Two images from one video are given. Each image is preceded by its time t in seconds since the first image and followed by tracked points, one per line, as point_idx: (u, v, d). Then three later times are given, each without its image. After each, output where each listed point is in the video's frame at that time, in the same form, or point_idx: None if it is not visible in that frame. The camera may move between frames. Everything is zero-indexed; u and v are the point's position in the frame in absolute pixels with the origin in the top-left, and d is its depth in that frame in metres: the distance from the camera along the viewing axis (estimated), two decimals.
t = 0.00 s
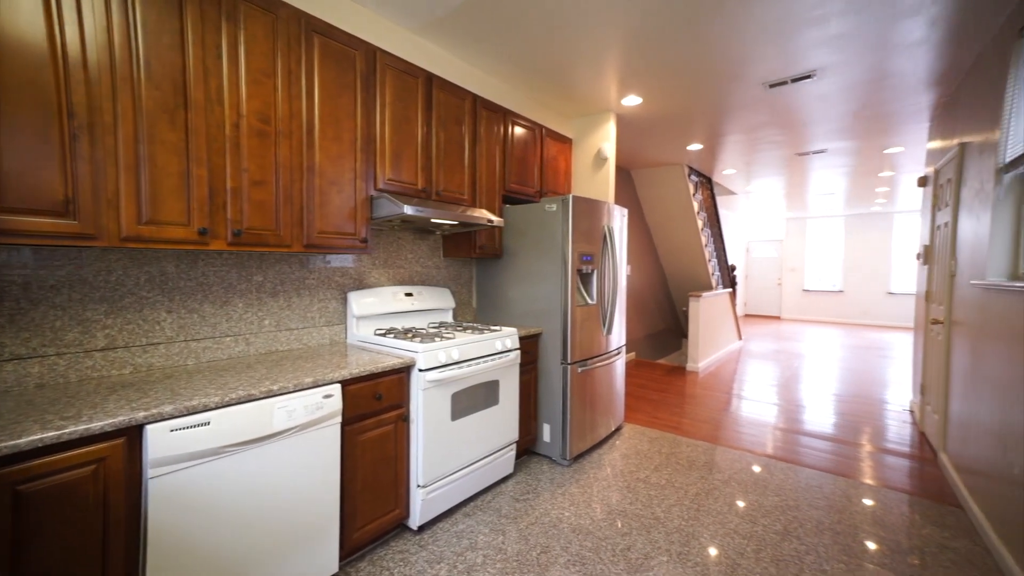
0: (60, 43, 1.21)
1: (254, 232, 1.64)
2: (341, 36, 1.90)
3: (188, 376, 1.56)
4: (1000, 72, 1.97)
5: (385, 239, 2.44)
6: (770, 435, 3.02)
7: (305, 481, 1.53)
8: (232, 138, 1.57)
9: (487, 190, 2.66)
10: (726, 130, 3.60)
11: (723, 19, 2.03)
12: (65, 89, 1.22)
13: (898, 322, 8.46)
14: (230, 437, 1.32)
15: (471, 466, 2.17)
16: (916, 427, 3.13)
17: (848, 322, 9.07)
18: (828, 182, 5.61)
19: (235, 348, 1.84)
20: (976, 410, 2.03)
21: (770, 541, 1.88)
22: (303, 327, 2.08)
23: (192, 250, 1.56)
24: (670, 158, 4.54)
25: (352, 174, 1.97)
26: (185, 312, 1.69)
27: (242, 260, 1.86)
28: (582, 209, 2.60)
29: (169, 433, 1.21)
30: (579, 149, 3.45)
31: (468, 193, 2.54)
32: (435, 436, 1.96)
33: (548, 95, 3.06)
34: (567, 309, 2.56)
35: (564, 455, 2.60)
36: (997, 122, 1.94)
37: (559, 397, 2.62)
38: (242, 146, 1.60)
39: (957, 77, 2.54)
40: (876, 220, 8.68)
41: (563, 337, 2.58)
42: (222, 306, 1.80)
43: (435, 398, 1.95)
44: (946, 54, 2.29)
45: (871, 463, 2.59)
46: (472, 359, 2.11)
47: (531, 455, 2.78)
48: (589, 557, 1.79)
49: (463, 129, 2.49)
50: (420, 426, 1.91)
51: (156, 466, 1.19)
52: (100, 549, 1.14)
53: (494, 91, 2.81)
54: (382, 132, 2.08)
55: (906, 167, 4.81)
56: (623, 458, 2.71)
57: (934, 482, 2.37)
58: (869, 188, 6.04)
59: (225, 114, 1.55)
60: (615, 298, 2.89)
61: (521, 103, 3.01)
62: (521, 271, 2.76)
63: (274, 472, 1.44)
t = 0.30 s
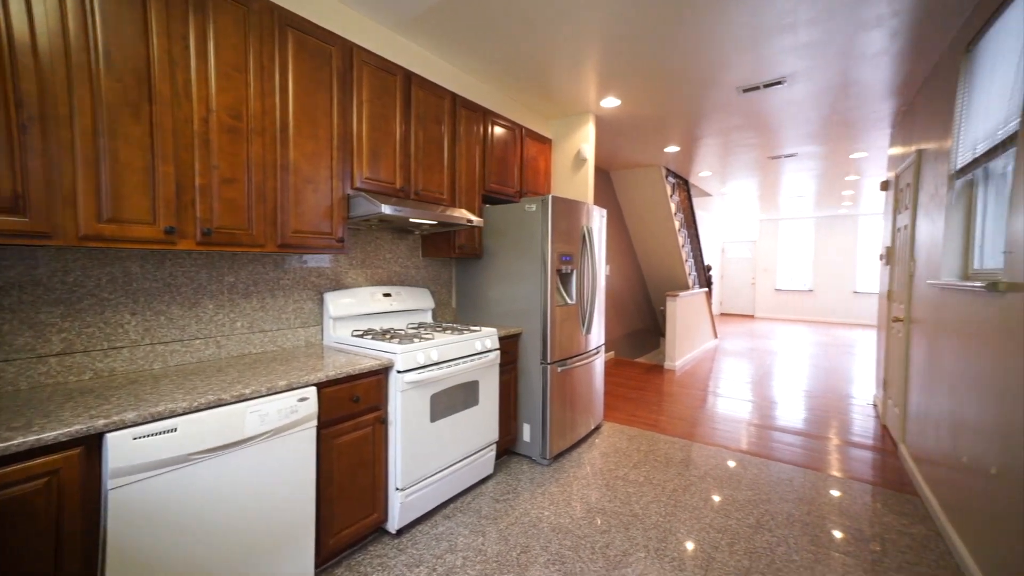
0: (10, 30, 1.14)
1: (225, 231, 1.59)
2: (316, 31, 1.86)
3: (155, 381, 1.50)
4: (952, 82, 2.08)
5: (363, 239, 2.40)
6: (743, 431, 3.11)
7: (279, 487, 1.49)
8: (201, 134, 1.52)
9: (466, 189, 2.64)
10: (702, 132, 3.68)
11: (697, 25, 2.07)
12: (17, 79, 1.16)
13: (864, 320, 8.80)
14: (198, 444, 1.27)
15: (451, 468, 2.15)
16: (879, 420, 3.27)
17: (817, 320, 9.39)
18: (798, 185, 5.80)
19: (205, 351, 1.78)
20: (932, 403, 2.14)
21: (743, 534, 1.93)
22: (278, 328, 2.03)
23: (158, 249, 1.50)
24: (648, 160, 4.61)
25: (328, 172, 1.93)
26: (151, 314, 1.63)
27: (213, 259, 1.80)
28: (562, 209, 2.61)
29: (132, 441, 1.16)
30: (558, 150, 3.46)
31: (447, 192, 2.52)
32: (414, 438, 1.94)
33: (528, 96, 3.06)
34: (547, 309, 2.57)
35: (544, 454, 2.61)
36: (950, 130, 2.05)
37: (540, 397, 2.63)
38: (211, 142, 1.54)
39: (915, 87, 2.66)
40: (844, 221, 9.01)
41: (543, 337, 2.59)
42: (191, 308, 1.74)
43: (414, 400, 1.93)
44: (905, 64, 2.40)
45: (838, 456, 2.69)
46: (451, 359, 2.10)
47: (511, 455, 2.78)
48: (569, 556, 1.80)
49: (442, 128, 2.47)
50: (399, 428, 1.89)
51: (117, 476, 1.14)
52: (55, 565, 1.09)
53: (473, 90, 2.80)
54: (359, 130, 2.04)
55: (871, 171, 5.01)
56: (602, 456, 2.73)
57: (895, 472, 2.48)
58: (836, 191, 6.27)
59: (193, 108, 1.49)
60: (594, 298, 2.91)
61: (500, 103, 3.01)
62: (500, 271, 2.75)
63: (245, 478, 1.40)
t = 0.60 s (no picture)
0: None
1: (192, 229, 1.53)
2: (290, 24, 1.81)
3: (116, 386, 1.43)
4: (907, 92, 2.19)
5: (340, 238, 2.35)
6: (718, 427, 3.19)
7: (251, 495, 1.45)
8: (165, 128, 1.45)
9: (446, 189, 2.62)
10: (679, 135, 3.75)
11: (673, 29, 2.11)
12: None
13: (833, 318, 9.13)
14: (163, 452, 1.22)
15: (430, 470, 2.13)
16: (845, 413, 3.41)
17: (788, 318, 9.69)
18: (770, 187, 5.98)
19: (171, 355, 1.71)
20: (890, 398, 2.25)
21: (718, 528, 1.98)
22: (250, 330, 1.97)
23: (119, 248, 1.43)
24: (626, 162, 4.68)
25: (303, 170, 1.88)
26: (111, 316, 1.56)
27: (179, 259, 1.73)
28: (542, 209, 2.62)
29: (87, 452, 1.10)
30: (539, 150, 3.47)
31: (426, 191, 2.49)
32: (392, 441, 1.92)
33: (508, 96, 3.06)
34: (527, 309, 2.57)
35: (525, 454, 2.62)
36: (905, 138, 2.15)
37: (520, 397, 2.63)
38: (177, 136, 1.48)
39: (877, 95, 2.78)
40: (813, 223, 9.34)
41: (523, 337, 2.59)
42: (156, 309, 1.67)
43: (392, 402, 1.91)
44: (868, 75, 2.50)
45: (807, 449, 2.79)
46: (430, 360, 2.08)
47: (492, 456, 2.78)
48: (548, 555, 1.81)
49: (422, 126, 2.44)
50: (377, 430, 1.86)
51: (70, 489, 1.08)
52: None
53: (453, 89, 2.78)
54: (336, 126, 2.00)
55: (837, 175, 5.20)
56: (582, 455, 2.76)
57: (859, 463, 2.59)
58: (806, 194, 6.49)
59: (157, 100, 1.43)
60: (574, 298, 2.93)
61: (480, 102, 2.99)
62: (481, 271, 2.74)
63: (214, 486, 1.35)
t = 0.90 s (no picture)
0: None
1: (155, 227, 1.46)
2: (261, 16, 1.75)
3: (71, 393, 1.35)
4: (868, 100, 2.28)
5: (316, 238, 2.30)
6: (694, 424, 3.25)
7: (220, 503, 1.40)
8: (124, 120, 1.37)
9: (425, 188, 2.59)
10: (656, 137, 3.81)
11: (650, 32, 2.13)
12: None
13: (804, 317, 9.43)
14: (123, 461, 1.16)
15: (409, 473, 2.11)
16: (813, 408, 3.53)
17: (761, 316, 9.98)
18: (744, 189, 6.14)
19: (133, 359, 1.63)
20: (854, 392, 2.34)
21: (693, 522, 2.02)
22: (220, 332, 1.90)
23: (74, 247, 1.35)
24: (605, 163, 4.73)
25: (276, 167, 1.83)
26: (65, 319, 1.47)
27: (142, 259, 1.66)
28: (521, 209, 2.62)
29: (32, 464, 1.02)
30: (519, 151, 3.47)
31: (405, 190, 2.46)
32: (370, 444, 1.88)
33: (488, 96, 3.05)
34: (507, 309, 2.56)
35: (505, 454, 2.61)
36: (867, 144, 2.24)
37: (500, 397, 2.62)
38: (138, 129, 1.41)
39: (843, 101, 2.88)
40: (784, 224, 9.64)
41: (503, 337, 2.59)
42: (116, 311, 1.59)
43: (369, 404, 1.87)
44: (835, 82, 2.60)
45: (778, 444, 2.88)
46: (409, 362, 2.05)
47: (472, 456, 2.76)
48: (529, 555, 1.81)
49: (400, 125, 2.41)
50: (354, 434, 1.82)
51: (13, 504, 1.00)
52: None
53: (432, 87, 2.75)
54: (310, 123, 1.95)
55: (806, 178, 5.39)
56: (562, 453, 2.77)
57: (826, 456, 2.68)
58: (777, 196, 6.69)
59: (116, 90, 1.35)
60: (554, 298, 2.95)
61: (460, 101, 2.97)
62: (461, 271, 2.72)
63: (180, 495, 1.30)
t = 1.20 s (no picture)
0: None
1: (117, 225, 1.39)
2: (231, 8, 1.70)
3: (25, 400, 1.28)
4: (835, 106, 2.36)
5: (291, 237, 2.25)
6: (673, 421, 3.31)
7: (190, 510, 1.35)
8: (81, 112, 1.31)
9: (404, 187, 2.56)
10: (635, 139, 3.86)
11: (628, 35, 2.15)
12: None
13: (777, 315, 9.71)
14: (82, 470, 1.11)
15: (388, 475, 2.08)
16: (785, 404, 3.64)
17: (737, 315, 10.23)
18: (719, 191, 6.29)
19: (94, 363, 1.56)
20: (823, 387, 2.42)
21: (671, 517, 2.05)
22: (190, 334, 1.84)
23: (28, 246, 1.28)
24: (585, 163, 4.77)
25: (248, 164, 1.78)
26: (19, 322, 1.40)
27: (104, 259, 1.59)
28: (502, 209, 2.62)
29: None
30: (499, 151, 3.47)
31: (384, 189, 2.42)
32: (348, 447, 1.85)
33: (468, 96, 3.04)
34: (488, 308, 2.56)
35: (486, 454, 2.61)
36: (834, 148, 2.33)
37: (481, 397, 2.62)
38: (97, 122, 1.34)
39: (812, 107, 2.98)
40: (758, 225, 9.91)
41: (484, 337, 2.58)
42: (75, 313, 1.52)
43: (347, 406, 1.84)
44: (804, 87, 2.68)
45: (752, 439, 2.96)
46: (388, 363, 2.02)
47: (453, 457, 2.75)
48: (509, 554, 1.81)
49: (378, 122, 2.38)
50: (331, 437, 1.79)
51: None
52: None
53: (411, 86, 2.72)
54: (285, 119, 1.91)
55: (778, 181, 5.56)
56: (543, 453, 2.78)
57: (797, 450, 2.77)
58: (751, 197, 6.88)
59: (72, 81, 1.28)
60: (535, 297, 2.95)
61: (440, 100, 2.94)
62: (441, 270, 2.70)
63: (146, 504, 1.25)
